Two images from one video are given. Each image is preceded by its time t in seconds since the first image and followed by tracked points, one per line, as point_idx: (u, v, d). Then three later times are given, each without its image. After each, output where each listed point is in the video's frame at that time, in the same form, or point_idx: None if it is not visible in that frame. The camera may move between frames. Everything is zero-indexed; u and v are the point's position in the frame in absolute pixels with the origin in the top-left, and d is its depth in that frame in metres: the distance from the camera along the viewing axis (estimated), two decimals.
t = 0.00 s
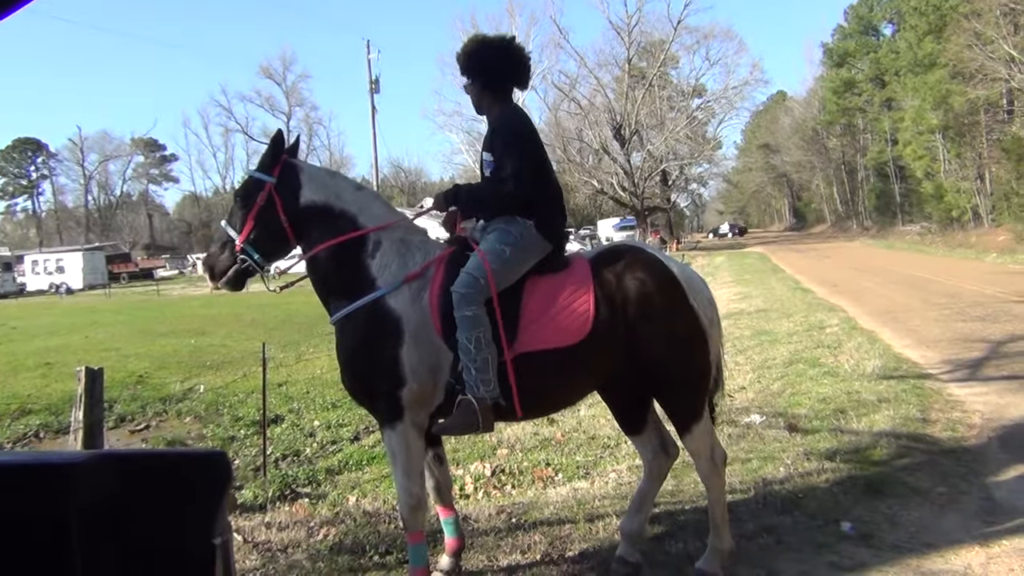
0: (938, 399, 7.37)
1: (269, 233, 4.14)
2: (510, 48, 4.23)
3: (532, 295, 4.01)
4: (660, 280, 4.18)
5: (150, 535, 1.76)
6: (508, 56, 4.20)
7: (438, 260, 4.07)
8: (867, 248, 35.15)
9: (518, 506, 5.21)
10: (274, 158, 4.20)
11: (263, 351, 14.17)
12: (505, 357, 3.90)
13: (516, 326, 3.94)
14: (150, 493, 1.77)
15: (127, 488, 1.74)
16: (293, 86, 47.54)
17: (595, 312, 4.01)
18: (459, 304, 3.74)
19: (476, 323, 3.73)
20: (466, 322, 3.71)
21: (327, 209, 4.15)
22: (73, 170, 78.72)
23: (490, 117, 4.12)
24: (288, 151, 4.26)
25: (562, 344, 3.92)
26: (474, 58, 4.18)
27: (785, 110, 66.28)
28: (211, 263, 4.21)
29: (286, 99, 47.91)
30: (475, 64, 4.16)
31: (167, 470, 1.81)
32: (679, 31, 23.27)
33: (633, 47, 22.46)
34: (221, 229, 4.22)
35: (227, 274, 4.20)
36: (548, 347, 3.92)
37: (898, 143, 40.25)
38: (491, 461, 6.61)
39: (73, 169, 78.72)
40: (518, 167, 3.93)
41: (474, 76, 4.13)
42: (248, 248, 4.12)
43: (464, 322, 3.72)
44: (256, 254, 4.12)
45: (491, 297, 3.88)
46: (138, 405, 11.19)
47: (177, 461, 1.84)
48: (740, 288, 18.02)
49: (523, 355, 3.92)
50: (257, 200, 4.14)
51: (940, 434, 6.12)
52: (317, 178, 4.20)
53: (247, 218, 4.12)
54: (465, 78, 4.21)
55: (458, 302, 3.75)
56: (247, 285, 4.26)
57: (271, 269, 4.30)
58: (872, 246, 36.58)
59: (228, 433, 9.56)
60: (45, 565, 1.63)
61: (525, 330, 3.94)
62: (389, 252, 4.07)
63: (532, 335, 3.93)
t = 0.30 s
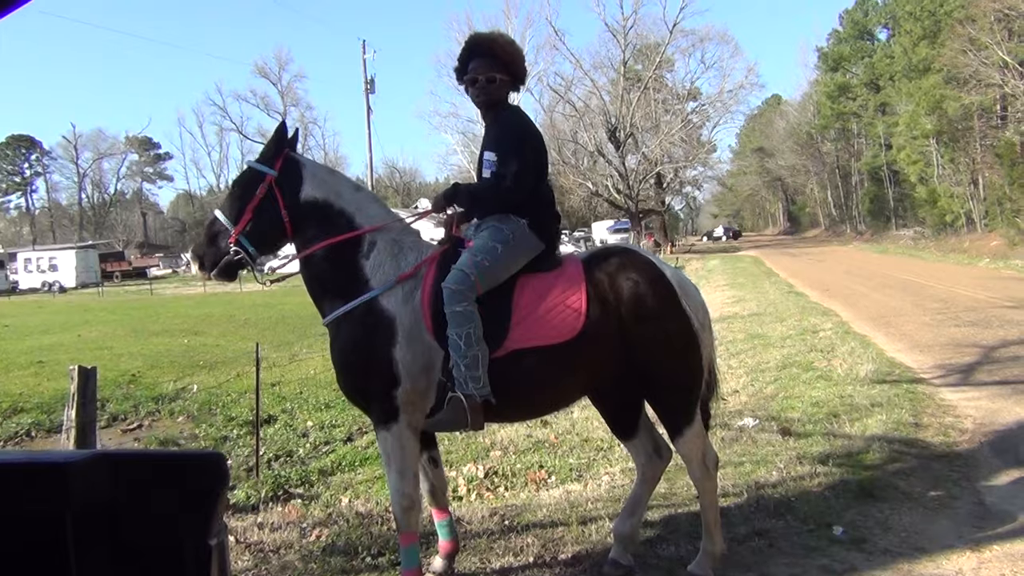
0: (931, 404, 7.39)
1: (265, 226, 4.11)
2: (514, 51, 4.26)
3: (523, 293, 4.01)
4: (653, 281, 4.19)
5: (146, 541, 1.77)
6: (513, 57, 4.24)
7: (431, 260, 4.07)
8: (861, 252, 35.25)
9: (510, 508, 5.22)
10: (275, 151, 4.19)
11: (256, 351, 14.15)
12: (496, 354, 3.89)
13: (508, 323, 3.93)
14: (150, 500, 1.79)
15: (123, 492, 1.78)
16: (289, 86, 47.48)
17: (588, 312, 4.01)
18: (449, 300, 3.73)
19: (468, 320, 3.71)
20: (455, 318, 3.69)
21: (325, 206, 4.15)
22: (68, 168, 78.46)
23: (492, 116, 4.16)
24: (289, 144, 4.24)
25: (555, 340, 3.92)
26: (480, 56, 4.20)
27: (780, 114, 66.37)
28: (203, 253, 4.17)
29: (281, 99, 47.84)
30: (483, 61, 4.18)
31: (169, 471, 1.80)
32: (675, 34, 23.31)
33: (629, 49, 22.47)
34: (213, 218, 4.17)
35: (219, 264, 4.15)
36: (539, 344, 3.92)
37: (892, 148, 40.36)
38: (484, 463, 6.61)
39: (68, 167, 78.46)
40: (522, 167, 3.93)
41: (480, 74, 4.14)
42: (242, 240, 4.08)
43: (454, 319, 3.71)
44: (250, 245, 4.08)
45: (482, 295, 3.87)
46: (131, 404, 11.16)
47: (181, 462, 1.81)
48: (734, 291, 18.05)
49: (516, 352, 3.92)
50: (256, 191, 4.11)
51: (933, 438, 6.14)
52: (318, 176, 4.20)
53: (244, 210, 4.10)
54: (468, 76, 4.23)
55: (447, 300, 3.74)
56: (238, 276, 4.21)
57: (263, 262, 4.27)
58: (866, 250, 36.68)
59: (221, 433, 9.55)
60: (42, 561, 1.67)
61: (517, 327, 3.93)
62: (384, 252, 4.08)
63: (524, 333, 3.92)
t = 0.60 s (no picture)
0: (927, 412, 7.39)
1: (259, 229, 4.10)
2: (515, 59, 4.30)
3: (522, 301, 4.01)
4: (650, 289, 4.19)
5: (146, 546, 1.81)
6: (514, 64, 4.27)
7: (429, 267, 4.08)
8: (858, 261, 35.26)
9: (508, 515, 5.21)
10: (272, 154, 4.19)
11: (253, 357, 14.12)
12: (495, 362, 3.89)
13: (508, 330, 3.93)
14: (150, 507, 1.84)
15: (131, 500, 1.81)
16: (288, 93, 47.53)
17: (586, 319, 4.01)
18: (450, 308, 3.73)
19: (469, 328, 3.72)
20: (456, 326, 3.70)
21: (322, 212, 4.15)
22: (66, 174, 78.38)
23: (492, 123, 4.17)
24: (286, 147, 4.24)
25: (555, 348, 3.93)
26: (482, 63, 4.22)
27: (778, 122, 66.45)
28: (191, 253, 4.11)
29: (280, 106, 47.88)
30: (484, 67, 4.21)
31: (169, 478, 1.86)
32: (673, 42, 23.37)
33: (627, 58, 22.51)
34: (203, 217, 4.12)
35: (208, 266, 4.10)
36: (539, 352, 3.92)
37: (889, 158, 40.46)
38: (481, 470, 6.62)
39: (66, 173, 78.38)
40: (524, 177, 3.97)
41: (480, 81, 4.16)
42: (235, 242, 4.05)
43: (454, 327, 3.71)
44: (243, 249, 4.06)
45: (481, 303, 3.88)
46: (127, 410, 11.15)
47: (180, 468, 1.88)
48: (730, 299, 18.05)
49: (516, 361, 3.92)
50: (251, 194, 4.09)
51: (929, 447, 6.15)
52: (315, 181, 4.20)
53: (238, 212, 4.07)
54: (469, 82, 4.25)
55: (447, 308, 3.74)
56: (228, 279, 4.17)
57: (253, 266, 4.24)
58: (863, 259, 36.73)
59: (218, 439, 9.53)
60: (47, 568, 1.67)
61: (517, 335, 3.93)
62: (381, 259, 4.08)
63: (524, 340, 3.93)
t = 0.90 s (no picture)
0: (950, 419, 7.33)
1: (274, 243, 4.13)
2: (530, 66, 4.30)
3: (539, 312, 4.01)
4: (666, 295, 4.21)
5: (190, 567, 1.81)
6: (529, 73, 4.29)
7: (445, 280, 4.10)
8: (877, 266, 35.03)
9: (529, 525, 5.20)
10: (286, 168, 4.21)
11: (273, 367, 14.18)
12: (516, 374, 3.89)
13: (524, 340, 3.93)
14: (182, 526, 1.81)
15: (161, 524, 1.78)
16: (304, 103, 47.81)
17: (603, 327, 4.01)
18: (467, 321, 3.73)
19: (486, 340, 3.73)
20: (474, 339, 3.71)
21: (337, 226, 4.17)
22: (86, 186, 79.08)
23: (506, 131, 4.18)
24: (301, 160, 4.26)
25: (574, 358, 3.92)
26: (498, 70, 4.23)
27: (795, 127, 66.22)
28: (205, 267, 4.14)
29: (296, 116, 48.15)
30: (499, 73, 4.22)
31: (202, 502, 1.87)
32: (687, 48, 23.36)
33: (641, 64, 22.52)
34: (217, 231, 4.14)
35: (223, 280, 4.12)
36: (559, 361, 3.92)
37: (908, 161, 40.18)
38: (501, 480, 6.61)
39: (86, 185, 79.07)
40: (537, 184, 3.97)
41: (496, 88, 4.17)
42: (249, 257, 4.08)
43: (472, 340, 3.72)
44: (257, 263, 4.09)
45: (497, 314, 3.88)
46: (149, 421, 11.23)
47: (214, 492, 1.91)
48: (749, 306, 17.97)
49: (534, 371, 3.91)
50: (265, 208, 4.12)
51: (953, 454, 6.09)
52: (330, 194, 4.22)
53: (252, 226, 4.10)
54: (484, 89, 4.26)
55: (465, 321, 3.74)
56: (242, 293, 4.20)
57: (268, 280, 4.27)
58: (882, 263, 36.47)
59: (238, 449, 9.58)
60: None
61: (534, 345, 3.93)
62: (398, 274, 4.11)
63: (542, 349, 3.92)
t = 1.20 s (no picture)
0: (993, 432, 7.20)
1: (308, 256, 4.16)
2: (561, 78, 4.33)
3: (573, 327, 4.00)
4: (699, 312, 4.25)
5: None
6: (561, 87, 4.30)
7: (478, 294, 4.11)
8: (914, 275, 34.59)
9: (565, 539, 5.18)
10: (321, 182, 4.24)
11: (307, 380, 14.28)
12: (550, 391, 3.89)
13: (558, 355, 3.93)
14: (227, 554, 1.78)
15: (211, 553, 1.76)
16: (337, 117, 48.27)
17: (638, 344, 4.03)
18: (503, 338, 3.75)
19: (521, 356, 3.74)
20: (509, 356, 3.72)
21: (372, 239, 4.21)
22: (124, 201, 80.38)
23: (539, 144, 4.20)
24: (335, 174, 4.29)
25: (609, 375, 3.92)
26: (530, 83, 4.25)
27: (828, 135, 65.65)
28: (236, 280, 4.13)
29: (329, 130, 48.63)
30: (529, 87, 4.25)
31: (262, 529, 1.87)
32: (719, 58, 23.28)
33: (673, 74, 22.46)
34: (249, 245, 4.16)
35: (254, 294, 4.11)
36: (594, 378, 3.92)
37: (944, 169, 39.64)
38: (536, 492, 6.59)
39: (124, 200, 80.37)
40: (575, 198, 3.99)
41: (527, 101, 4.19)
42: (284, 270, 4.11)
43: (506, 357, 3.73)
44: (291, 276, 4.12)
45: (532, 331, 3.89)
46: (186, 433, 11.37)
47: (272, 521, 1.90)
48: (783, 316, 17.79)
49: (568, 388, 3.91)
50: (301, 221, 4.16)
51: (995, 468, 5.99)
52: (364, 210, 4.26)
53: (287, 239, 4.13)
54: (516, 102, 4.28)
55: (499, 338, 3.76)
56: (272, 308, 4.20)
57: (299, 293, 4.28)
58: (919, 273, 35.97)
59: (274, 462, 9.65)
60: None
61: (569, 360, 3.93)
62: (431, 288, 4.13)
63: (577, 366, 3.92)
